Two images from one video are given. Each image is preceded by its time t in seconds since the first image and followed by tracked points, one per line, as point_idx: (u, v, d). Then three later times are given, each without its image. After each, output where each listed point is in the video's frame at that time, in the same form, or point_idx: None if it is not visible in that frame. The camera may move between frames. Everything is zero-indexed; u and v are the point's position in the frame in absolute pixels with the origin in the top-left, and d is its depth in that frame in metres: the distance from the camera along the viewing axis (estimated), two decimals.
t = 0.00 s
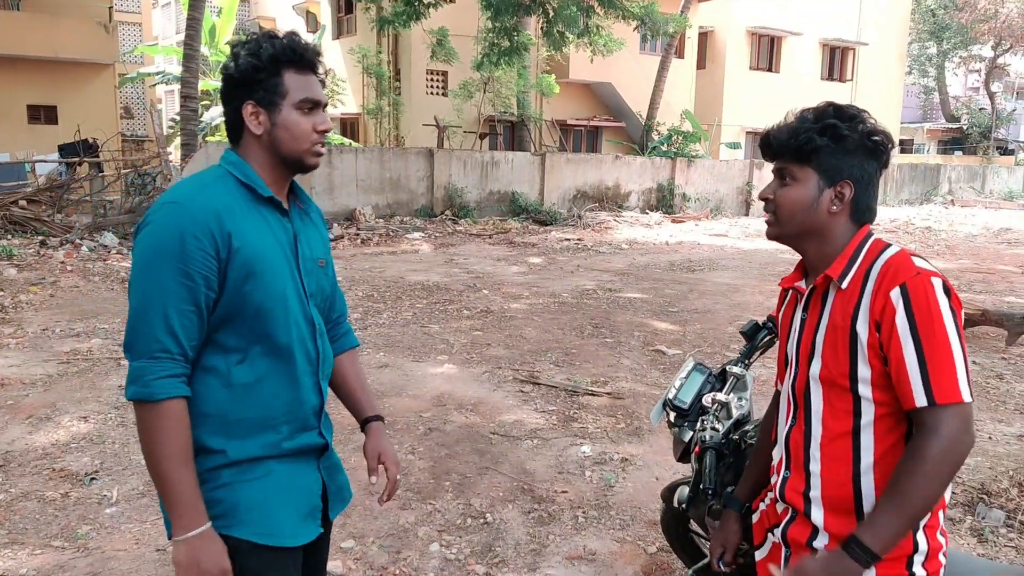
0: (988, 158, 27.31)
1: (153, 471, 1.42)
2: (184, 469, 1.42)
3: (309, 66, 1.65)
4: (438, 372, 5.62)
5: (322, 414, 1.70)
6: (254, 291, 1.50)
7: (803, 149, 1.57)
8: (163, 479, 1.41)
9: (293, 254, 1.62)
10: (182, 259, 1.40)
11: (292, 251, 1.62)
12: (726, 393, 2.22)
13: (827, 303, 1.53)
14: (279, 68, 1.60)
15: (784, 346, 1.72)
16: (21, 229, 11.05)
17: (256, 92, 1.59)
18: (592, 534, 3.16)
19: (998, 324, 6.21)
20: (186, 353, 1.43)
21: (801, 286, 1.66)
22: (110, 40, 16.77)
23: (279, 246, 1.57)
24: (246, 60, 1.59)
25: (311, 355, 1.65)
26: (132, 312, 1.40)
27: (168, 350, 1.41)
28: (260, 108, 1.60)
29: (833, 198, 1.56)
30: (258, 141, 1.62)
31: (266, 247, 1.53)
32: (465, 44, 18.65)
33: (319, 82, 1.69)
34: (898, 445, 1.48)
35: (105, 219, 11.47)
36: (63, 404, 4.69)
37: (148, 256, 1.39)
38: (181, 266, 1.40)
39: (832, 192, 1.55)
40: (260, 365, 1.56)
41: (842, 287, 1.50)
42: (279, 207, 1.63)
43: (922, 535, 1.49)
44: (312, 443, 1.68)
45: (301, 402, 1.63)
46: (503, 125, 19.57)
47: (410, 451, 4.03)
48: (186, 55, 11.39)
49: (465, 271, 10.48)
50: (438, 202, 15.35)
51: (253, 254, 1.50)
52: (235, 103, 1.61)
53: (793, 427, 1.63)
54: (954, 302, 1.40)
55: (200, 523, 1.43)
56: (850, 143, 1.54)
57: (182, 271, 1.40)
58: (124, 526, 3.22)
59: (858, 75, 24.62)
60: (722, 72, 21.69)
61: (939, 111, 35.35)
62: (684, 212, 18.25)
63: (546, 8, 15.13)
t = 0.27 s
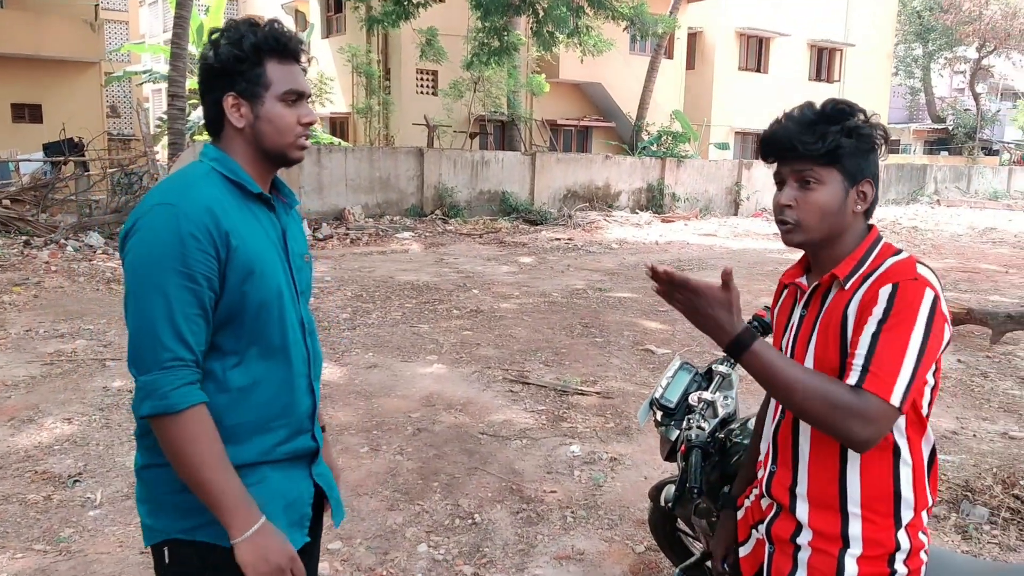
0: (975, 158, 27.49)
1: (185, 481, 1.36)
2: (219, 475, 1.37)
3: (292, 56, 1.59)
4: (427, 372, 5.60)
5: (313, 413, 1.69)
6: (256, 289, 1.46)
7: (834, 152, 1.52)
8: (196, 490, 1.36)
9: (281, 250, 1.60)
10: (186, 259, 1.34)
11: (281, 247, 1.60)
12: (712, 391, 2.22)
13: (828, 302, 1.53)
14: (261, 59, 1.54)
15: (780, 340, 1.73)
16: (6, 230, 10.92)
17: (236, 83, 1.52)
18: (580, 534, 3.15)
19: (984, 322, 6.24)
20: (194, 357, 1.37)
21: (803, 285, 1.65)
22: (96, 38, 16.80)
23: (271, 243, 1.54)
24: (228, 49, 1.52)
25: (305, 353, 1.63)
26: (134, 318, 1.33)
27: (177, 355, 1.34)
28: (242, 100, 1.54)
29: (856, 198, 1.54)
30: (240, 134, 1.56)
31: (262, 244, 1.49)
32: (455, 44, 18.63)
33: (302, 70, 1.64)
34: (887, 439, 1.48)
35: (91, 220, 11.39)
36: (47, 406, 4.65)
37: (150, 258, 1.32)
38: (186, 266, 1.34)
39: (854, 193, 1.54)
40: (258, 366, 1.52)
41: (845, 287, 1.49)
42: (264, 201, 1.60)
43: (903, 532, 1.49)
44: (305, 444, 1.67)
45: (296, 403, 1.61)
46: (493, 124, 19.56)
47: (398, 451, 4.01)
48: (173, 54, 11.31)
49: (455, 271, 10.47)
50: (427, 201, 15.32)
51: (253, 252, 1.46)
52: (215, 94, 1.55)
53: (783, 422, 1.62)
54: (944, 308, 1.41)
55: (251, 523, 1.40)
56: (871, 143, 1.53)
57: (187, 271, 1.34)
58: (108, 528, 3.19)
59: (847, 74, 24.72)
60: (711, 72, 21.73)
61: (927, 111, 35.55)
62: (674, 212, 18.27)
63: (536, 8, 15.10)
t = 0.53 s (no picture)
0: (970, 160, 27.58)
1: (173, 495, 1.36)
2: (206, 491, 1.36)
3: (282, 56, 1.57)
4: (422, 375, 5.60)
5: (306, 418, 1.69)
6: (247, 298, 1.46)
7: (825, 151, 1.54)
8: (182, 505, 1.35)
9: (277, 252, 1.60)
10: (174, 269, 1.32)
11: (277, 250, 1.60)
12: (708, 394, 2.23)
13: (827, 305, 1.54)
14: (252, 60, 1.52)
15: (779, 341, 1.73)
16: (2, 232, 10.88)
17: (227, 86, 1.51)
18: (577, 537, 3.16)
19: (981, 325, 6.26)
20: (183, 369, 1.36)
21: (800, 286, 1.67)
22: (94, 43, 16.76)
23: (265, 247, 1.53)
24: (217, 52, 1.50)
25: (298, 358, 1.63)
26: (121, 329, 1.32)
27: (165, 367, 1.33)
28: (232, 103, 1.53)
29: (849, 202, 1.56)
30: (231, 138, 1.55)
31: (256, 250, 1.49)
32: (450, 47, 18.65)
33: (294, 70, 1.62)
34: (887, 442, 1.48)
35: (88, 223, 11.37)
36: (45, 408, 4.64)
37: (139, 268, 1.31)
38: (174, 276, 1.33)
39: (848, 197, 1.55)
40: (251, 375, 1.52)
41: (846, 291, 1.50)
42: (259, 205, 1.59)
43: (903, 535, 1.49)
44: (299, 451, 1.66)
45: (290, 410, 1.61)
46: (488, 127, 19.56)
47: (394, 453, 4.01)
48: (169, 57, 11.30)
49: (450, 274, 10.46)
50: (422, 204, 15.31)
51: (245, 259, 1.45)
52: (205, 97, 1.53)
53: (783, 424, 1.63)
54: (948, 312, 1.42)
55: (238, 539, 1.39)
56: (868, 150, 1.54)
57: (175, 281, 1.33)
58: (106, 530, 3.19)
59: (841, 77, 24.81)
60: (706, 75, 21.79)
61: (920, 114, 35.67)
62: (669, 214, 18.30)
63: (531, 11, 15.15)
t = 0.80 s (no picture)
0: (970, 164, 27.58)
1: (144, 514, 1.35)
2: (175, 513, 1.35)
3: (272, 60, 1.56)
4: (423, 379, 5.60)
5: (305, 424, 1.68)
6: (240, 307, 1.45)
7: (818, 155, 1.55)
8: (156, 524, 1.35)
9: (273, 256, 1.59)
10: (159, 281, 1.32)
11: (273, 254, 1.59)
12: (711, 398, 2.22)
13: (833, 308, 1.53)
14: (241, 64, 1.51)
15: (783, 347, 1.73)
16: (5, 238, 10.89)
17: (215, 93, 1.50)
18: (579, 541, 3.15)
19: (983, 328, 6.25)
20: (168, 385, 1.35)
21: (804, 291, 1.66)
22: (97, 51, 16.69)
23: (261, 253, 1.52)
24: (205, 55, 1.48)
25: (297, 363, 1.62)
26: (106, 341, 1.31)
27: (147, 382, 1.33)
28: (221, 111, 1.51)
29: (844, 206, 1.55)
30: (222, 146, 1.54)
31: (250, 257, 1.48)
32: (450, 53, 18.71)
33: (281, 73, 1.61)
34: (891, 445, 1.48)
35: (90, 229, 11.38)
36: (48, 413, 4.64)
37: (124, 279, 1.30)
38: (159, 289, 1.32)
39: (845, 200, 1.55)
40: (244, 384, 1.51)
41: (850, 293, 1.50)
42: (254, 211, 1.57)
43: (909, 540, 1.49)
44: (298, 456, 1.66)
45: (288, 417, 1.60)
46: (488, 132, 19.59)
47: (396, 458, 4.01)
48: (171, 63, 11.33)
49: (451, 278, 10.46)
50: (423, 209, 15.33)
51: (239, 268, 1.44)
52: (192, 103, 1.51)
53: (788, 429, 1.63)
54: (950, 313, 1.42)
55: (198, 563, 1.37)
56: (864, 154, 1.54)
57: (160, 294, 1.32)
58: (111, 535, 3.18)
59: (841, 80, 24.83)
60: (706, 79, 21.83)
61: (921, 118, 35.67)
62: (669, 218, 18.31)
63: (531, 17, 15.18)
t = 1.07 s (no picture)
0: (970, 169, 27.62)
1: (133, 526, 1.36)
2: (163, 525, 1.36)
3: (263, 64, 1.57)
4: (423, 383, 5.60)
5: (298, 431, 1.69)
6: (231, 315, 1.45)
7: (825, 154, 1.57)
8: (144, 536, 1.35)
9: (264, 262, 1.59)
10: (147, 291, 1.32)
11: (264, 259, 1.59)
12: (711, 403, 2.23)
13: (831, 312, 1.54)
14: (231, 69, 1.51)
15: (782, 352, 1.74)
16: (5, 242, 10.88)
17: (204, 98, 1.50)
18: (578, 546, 3.15)
19: (983, 334, 6.26)
20: (158, 397, 1.36)
21: (804, 295, 1.67)
22: (97, 54, 16.73)
23: (252, 260, 1.52)
24: (194, 59, 1.48)
25: (289, 370, 1.62)
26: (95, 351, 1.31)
27: (136, 393, 1.33)
28: (211, 115, 1.51)
29: (848, 207, 1.57)
30: (212, 150, 1.54)
31: (242, 263, 1.48)
32: (450, 57, 18.75)
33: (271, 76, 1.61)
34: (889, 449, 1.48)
35: (90, 232, 11.38)
36: (48, 416, 4.64)
37: (114, 290, 1.30)
38: (147, 298, 1.32)
39: (848, 202, 1.56)
40: (235, 393, 1.51)
41: (847, 298, 1.51)
42: (244, 216, 1.57)
43: (907, 544, 1.50)
44: (291, 463, 1.67)
45: (281, 424, 1.61)
46: (488, 137, 19.62)
47: (395, 462, 4.01)
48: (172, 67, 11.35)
49: (450, 282, 10.47)
50: (422, 213, 15.33)
51: (229, 276, 1.44)
52: (183, 108, 1.51)
53: (787, 433, 1.64)
54: (945, 316, 1.42)
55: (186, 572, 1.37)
56: (870, 156, 1.57)
57: (147, 304, 1.32)
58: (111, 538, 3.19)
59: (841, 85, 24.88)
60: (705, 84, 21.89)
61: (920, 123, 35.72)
62: (669, 223, 18.32)
63: (531, 21, 15.20)
